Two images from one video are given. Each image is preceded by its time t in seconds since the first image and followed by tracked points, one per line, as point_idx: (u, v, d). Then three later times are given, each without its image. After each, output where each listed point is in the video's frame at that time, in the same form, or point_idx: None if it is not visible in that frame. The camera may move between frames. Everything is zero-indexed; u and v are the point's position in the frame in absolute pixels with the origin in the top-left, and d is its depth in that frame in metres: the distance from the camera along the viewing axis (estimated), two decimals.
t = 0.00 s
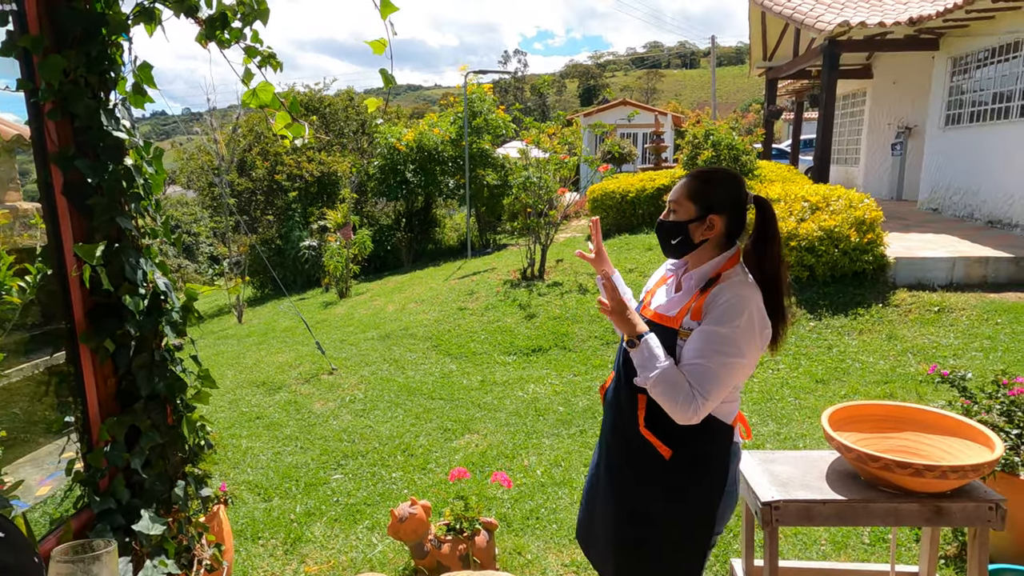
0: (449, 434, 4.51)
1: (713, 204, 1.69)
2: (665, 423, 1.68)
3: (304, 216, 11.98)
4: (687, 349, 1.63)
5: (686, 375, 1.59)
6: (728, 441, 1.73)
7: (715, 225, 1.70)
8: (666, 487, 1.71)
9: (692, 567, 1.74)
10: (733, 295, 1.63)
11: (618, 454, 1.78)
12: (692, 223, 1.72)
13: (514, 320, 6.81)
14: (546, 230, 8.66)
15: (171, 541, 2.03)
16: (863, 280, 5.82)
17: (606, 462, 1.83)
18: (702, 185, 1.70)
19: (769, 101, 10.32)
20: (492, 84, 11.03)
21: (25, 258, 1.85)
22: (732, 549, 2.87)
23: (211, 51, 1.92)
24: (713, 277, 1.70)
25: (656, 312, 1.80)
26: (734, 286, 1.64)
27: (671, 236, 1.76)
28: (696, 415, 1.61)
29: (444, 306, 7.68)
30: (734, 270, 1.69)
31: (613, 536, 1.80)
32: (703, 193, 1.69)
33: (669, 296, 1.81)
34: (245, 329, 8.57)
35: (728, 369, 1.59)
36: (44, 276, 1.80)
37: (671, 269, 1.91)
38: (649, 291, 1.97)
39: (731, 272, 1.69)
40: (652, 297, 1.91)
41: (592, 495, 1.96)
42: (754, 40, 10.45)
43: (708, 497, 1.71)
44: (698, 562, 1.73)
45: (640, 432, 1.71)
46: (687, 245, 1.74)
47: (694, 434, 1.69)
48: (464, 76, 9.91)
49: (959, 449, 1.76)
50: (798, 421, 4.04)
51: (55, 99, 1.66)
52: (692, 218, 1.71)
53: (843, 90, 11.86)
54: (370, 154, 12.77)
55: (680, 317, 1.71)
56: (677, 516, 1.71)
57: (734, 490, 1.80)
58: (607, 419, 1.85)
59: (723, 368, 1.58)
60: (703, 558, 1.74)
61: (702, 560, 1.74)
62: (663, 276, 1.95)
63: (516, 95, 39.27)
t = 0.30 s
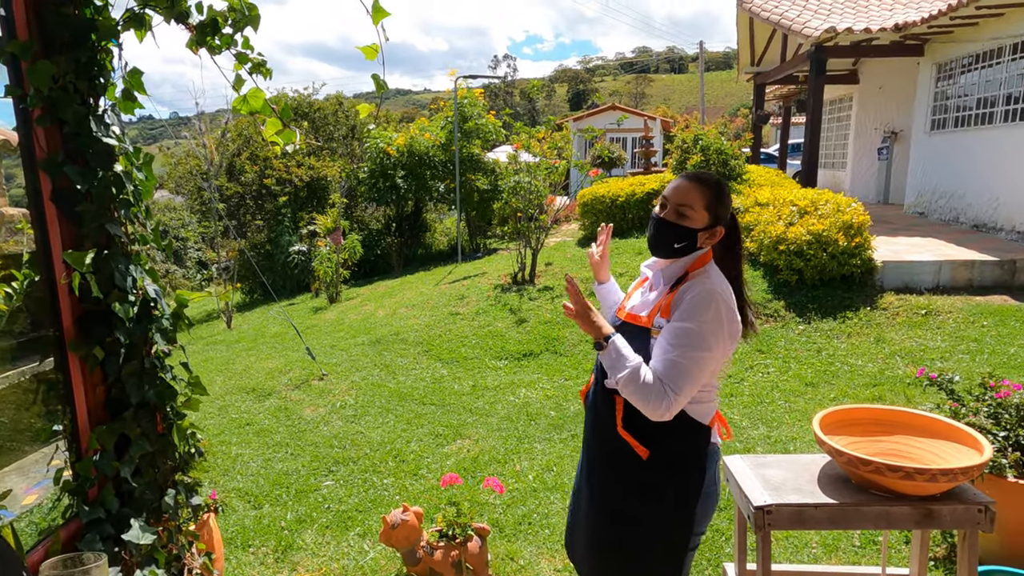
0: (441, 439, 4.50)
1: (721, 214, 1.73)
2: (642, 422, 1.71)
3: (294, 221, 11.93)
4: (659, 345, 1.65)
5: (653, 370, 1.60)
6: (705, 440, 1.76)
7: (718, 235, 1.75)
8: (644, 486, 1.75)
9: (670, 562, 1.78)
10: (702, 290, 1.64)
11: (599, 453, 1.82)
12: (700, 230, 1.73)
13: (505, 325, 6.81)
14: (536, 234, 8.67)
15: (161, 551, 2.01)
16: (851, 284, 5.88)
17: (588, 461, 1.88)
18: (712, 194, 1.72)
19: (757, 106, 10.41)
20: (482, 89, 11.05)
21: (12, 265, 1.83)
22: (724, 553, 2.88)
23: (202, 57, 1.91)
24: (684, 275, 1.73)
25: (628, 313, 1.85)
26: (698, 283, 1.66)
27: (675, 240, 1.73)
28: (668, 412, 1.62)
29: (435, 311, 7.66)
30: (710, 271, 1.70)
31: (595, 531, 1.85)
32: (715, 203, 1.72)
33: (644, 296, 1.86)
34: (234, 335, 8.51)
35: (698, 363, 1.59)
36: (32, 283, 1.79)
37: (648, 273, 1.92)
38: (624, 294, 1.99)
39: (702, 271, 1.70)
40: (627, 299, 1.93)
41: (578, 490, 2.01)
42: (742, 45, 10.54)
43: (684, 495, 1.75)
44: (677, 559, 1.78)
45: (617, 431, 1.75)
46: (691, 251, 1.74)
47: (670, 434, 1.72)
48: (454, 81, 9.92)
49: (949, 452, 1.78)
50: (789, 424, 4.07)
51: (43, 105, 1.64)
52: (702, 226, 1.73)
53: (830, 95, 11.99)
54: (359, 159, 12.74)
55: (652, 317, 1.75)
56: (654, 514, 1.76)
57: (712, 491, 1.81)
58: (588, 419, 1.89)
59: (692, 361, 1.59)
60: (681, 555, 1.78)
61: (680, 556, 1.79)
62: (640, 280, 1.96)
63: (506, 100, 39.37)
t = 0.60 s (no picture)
0: (432, 444, 4.48)
1: (694, 217, 1.75)
2: (624, 424, 1.72)
3: (283, 225, 11.88)
4: (636, 346, 1.66)
5: (630, 372, 1.61)
6: (688, 442, 1.77)
7: (693, 237, 1.77)
8: (626, 488, 1.76)
9: (654, 565, 1.78)
10: (681, 291, 1.65)
11: (583, 455, 1.84)
12: (676, 235, 1.75)
13: (496, 329, 6.81)
14: (526, 238, 8.69)
15: (151, 559, 1.99)
16: (840, 287, 5.93)
17: (572, 463, 1.89)
18: (684, 199, 1.74)
19: (746, 111, 10.49)
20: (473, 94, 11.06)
21: None
22: (717, 557, 2.88)
23: (192, 63, 1.90)
24: (662, 278, 1.74)
25: (609, 316, 1.85)
26: (679, 282, 1.67)
27: (653, 247, 1.75)
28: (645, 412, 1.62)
29: (426, 316, 7.64)
30: (690, 273, 1.72)
31: (579, 533, 1.86)
32: (687, 207, 1.74)
33: (624, 300, 1.87)
34: (224, 340, 8.44)
35: (677, 362, 1.60)
36: (19, 289, 1.77)
37: (626, 278, 1.93)
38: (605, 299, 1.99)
39: (680, 273, 1.72)
40: (607, 303, 1.94)
41: (563, 495, 2.01)
42: (730, 50, 10.63)
43: (667, 497, 1.75)
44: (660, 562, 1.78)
45: (600, 433, 1.76)
46: (670, 256, 1.75)
47: (652, 436, 1.73)
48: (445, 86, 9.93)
49: (938, 455, 1.80)
50: (779, 427, 4.09)
51: (31, 110, 1.63)
52: (677, 231, 1.75)
53: (817, 100, 12.11)
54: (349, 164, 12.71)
55: (632, 318, 1.75)
56: (637, 516, 1.76)
57: (696, 493, 1.82)
58: (573, 422, 1.91)
59: (670, 359, 1.59)
60: (665, 558, 1.79)
61: (664, 559, 1.79)
62: (619, 285, 1.97)
63: (495, 104, 39.44)
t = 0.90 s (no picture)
0: (427, 446, 4.48)
1: (670, 218, 1.76)
2: (617, 421, 1.73)
3: (275, 227, 11.83)
4: (629, 345, 1.66)
5: (623, 371, 1.61)
6: (678, 438, 1.78)
7: (673, 236, 1.78)
8: (617, 485, 1.77)
9: (647, 562, 1.79)
10: (668, 290, 1.66)
11: (574, 451, 1.84)
12: (655, 239, 1.76)
13: (489, 331, 6.81)
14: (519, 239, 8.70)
15: (145, 563, 1.97)
16: (831, 287, 5.97)
17: (562, 461, 1.90)
18: (657, 203, 1.75)
19: (737, 112, 10.56)
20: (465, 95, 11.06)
21: None
22: (711, 556, 2.90)
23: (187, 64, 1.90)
24: (652, 277, 1.75)
25: (601, 315, 1.86)
26: (669, 282, 1.69)
27: (636, 255, 1.76)
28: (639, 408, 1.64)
29: (419, 317, 7.63)
30: (678, 272, 1.74)
31: (571, 531, 1.86)
32: (661, 210, 1.75)
33: (613, 301, 1.87)
34: (215, 343, 8.40)
35: (670, 356, 1.61)
36: (12, 291, 1.76)
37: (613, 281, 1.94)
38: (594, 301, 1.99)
39: (668, 272, 1.73)
40: (596, 304, 1.94)
41: (552, 492, 2.01)
42: (722, 53, 10.69)
43: (656, 493, 1.76)
44: (650, 558, 1.79)
45: (591, 430, 1.77)
46: (654, 258, 1.76)
47: (644, 432, 1.73)
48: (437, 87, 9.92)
49: (931, 454, 1.82)
50: (772, 427, 4.12)
51: (24, 112, 1.62)
52: (656, 235, 1.76)
53: (808, 102, 12.19)
54: (341, 165, 12.68)
55: (626, 315, 1.76)
56: (628, 512, 1.77)
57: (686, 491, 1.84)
58: (564, 419, 1.91)
59: (663, 355, 1.60)
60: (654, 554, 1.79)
61: (654, 556, 1.80)
62: (605, 286, 1.97)
63: (487, 106, 39.46)
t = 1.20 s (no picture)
0: (418, 448, 4.47)
1: (661, 220, 1.77)
2: (605, 422, 1.73)
3: (265, 229, 11.78)
4: (620, 347, 1.67)
5: (614, 374, 1.62)
6: (666, 439, 1.78)
7: (663, 238, 1.79)
8: (605, 486, 1.77)
9: (636, 562, 1.80)
10: (658, 292, 1.67)
11: (563, 452, 1.85)
12: (645, 240, 1.76)
13: (480, 333, 6.80)
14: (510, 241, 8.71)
15: (135, 567, 1.95)
16: (821, 288, 6.02)
17: (552, 461, 1.90)
18: (648, 204, 1.76)
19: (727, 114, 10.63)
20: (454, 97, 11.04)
21: None
22: (703, 556, 2.91)
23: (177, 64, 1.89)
24: (641, 279, 1.76)
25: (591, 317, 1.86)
26: (660, 284, 1.70)
27: (626, 255, 1.77)
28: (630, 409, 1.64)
29: (410, 319, 7.61)
30: (668, 273, 1.75)
31: (561, 530, 1.87)
32: (652, 212, 1.76)
33: (603, 303, 1.87)
34: (205, 345, 8.34)
35: (659, 357, 1.62)
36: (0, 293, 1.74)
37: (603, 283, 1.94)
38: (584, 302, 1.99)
39: (658, 274, 1.74)
40: (585, 306, 1.94)
41: (543, 492, 2.02)
42: (711, 55, 10.75)
43: (645, 493, 1.77)
44: (638, 559, 1.80)
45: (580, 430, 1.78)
46: (643, 259, 1.77)
47: (632, 433, 1.74)
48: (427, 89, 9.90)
49: (920, 452, 1.84)
50: (763, 426, 4.14)
51: (12, 113, 1.61)
52: (646, 236, 1.76)
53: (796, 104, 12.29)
54: (331, 167, 12.63)
55: (615, 318, 1.77)
56: (616, 513, 1.78)
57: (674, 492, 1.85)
58: (554, 419, 1.92)
59: (653, 357, 1.61)
60: (642, 554, 1.80)
61: (642, 555, 1.80)
62: (595, 288, 1.98)
63: (477, 107, 39.46)
